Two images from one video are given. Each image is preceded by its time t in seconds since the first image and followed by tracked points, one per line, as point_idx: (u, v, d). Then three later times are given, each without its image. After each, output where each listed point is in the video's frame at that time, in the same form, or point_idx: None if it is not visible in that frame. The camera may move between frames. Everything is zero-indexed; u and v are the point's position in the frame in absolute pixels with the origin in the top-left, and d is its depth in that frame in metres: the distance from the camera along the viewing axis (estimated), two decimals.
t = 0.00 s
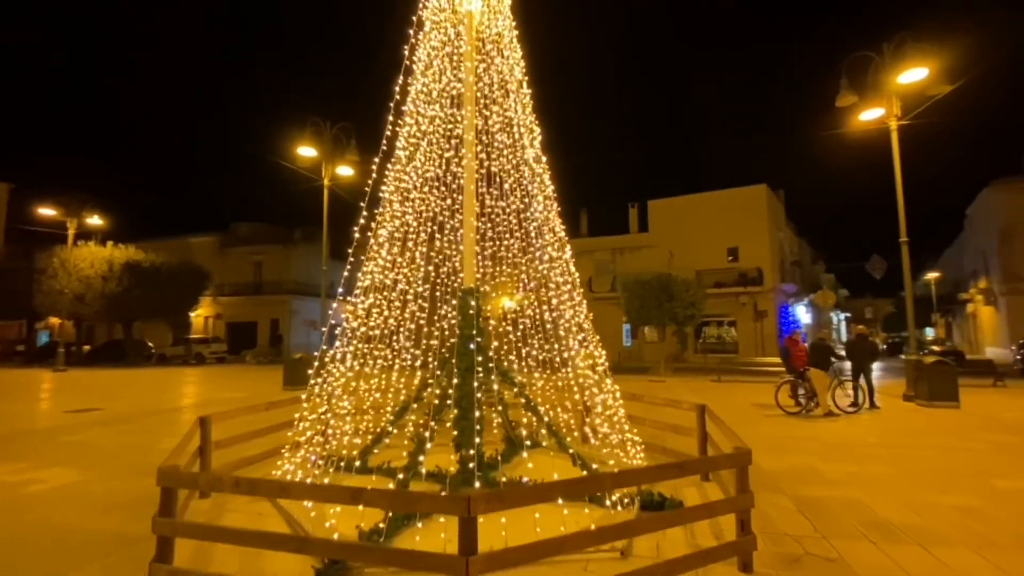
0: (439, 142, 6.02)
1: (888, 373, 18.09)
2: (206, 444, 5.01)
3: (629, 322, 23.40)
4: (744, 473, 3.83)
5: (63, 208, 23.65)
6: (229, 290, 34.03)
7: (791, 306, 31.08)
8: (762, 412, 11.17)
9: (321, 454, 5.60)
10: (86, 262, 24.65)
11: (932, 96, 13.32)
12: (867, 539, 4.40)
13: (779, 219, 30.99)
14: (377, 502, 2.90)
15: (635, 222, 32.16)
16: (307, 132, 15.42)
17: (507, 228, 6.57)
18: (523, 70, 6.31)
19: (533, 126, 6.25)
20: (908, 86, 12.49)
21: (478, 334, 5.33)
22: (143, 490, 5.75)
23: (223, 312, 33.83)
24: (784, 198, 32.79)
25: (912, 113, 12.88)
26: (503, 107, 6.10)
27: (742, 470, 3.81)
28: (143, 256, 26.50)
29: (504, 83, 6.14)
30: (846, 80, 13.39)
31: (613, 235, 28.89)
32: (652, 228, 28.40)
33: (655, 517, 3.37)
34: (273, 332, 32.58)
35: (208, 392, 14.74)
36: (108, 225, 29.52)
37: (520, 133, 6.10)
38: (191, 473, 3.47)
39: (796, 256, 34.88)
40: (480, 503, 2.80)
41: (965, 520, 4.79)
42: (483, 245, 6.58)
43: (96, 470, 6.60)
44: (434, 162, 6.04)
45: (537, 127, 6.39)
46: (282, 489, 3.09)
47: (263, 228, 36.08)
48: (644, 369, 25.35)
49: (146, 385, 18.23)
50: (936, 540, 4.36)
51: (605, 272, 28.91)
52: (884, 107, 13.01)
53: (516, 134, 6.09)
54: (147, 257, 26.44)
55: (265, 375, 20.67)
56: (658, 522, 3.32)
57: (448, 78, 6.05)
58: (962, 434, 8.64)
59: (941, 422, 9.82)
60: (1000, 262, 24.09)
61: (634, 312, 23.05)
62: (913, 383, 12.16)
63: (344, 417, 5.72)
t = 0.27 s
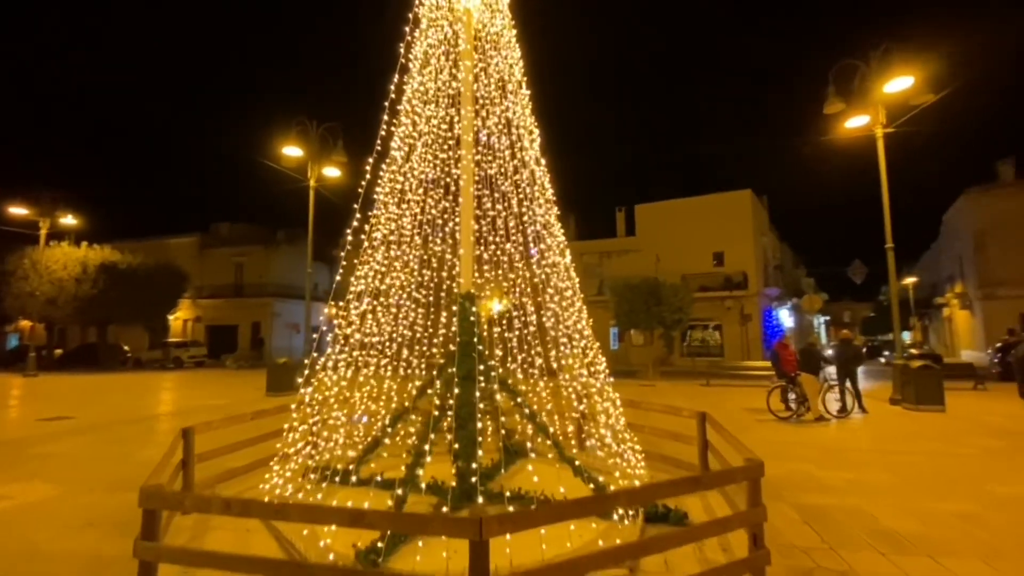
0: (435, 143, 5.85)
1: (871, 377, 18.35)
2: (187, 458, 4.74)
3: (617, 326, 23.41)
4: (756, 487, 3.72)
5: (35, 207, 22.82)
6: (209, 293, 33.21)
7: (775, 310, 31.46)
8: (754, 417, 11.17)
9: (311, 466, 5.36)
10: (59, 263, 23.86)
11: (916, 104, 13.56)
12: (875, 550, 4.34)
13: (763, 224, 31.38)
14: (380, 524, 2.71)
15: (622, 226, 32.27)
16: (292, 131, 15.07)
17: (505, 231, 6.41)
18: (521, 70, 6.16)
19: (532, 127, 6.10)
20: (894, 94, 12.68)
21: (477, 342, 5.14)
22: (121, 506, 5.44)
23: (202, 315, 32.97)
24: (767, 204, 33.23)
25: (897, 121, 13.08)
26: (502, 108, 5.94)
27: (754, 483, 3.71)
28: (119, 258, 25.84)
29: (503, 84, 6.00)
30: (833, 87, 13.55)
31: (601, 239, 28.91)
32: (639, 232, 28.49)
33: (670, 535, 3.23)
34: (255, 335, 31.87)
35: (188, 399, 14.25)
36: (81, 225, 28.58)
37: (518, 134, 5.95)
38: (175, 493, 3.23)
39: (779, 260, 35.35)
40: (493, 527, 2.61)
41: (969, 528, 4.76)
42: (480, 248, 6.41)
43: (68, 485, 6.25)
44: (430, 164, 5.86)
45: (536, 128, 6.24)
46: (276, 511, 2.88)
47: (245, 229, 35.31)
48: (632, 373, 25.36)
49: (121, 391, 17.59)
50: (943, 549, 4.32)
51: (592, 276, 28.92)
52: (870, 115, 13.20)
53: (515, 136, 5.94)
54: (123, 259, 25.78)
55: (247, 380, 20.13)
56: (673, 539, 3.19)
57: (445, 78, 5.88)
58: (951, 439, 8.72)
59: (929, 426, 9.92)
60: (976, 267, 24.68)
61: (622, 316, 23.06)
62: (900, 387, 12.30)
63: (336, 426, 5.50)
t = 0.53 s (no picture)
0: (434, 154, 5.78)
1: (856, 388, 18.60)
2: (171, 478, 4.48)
3: (606, 337, 23.41)
4: (769, 506, 3.65)
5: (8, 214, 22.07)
6: (190, 302, 32.42)
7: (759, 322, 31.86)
8: (745, 430, 11.18)
9: (305, 486, 5.15)
10: (32, 272, 23.04)
11: (897, 122, 13.92)
12: (884, 567, 4.30)
13: (747, 237, 31.86)
14: (390, 554, 2.56)
15: (610, 237, 32.46)
16: (281, 140, 14.88)
17: (506, 243, 6.30)
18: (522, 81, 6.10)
19: (533, 138, 6.03)
20: (877, 112, 13.00)
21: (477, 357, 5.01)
22: (101, 530, 5.15)
23: (181, 326, 32.13)
24: (750, 216, 33.77)
25: (881, 137, 13.40)
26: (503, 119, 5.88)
27: (767, 503, 3.63)
28: (97, 266, 25.06)
29: (503, 95, 5.96)
30: (819, 104, 13.85)
31: (588, 250, 29.01)
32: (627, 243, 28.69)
33: (687, 557, 3.14)
34: (236, 346, 31.14)
35: (168, 412, 13.78)
36: (56, 232, 27.75)
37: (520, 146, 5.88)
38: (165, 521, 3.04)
39: (763, 272, 35.88)
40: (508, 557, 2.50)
41: (972, 543, 4.75)
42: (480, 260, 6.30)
43: (44, 507, 5.92)
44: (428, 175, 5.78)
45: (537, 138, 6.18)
46: (279, 541, 2.71)
47: (227, 238, 34.68)
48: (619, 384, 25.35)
49: (95, 404, 16.94)
50: (949, 566, 4.29)
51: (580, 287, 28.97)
52: (854, 131, 13.52)
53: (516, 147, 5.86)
54: (101, 268, 25.00)
55: (229, 392, 19.59)
56: (691, 564, 3.08)
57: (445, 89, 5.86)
58: (942, 450, 8.81)
59: (918, 437, 10.01)
60: (953, 281, 25.31)
61: (611, 328, 23.09)
62: (887, 399, 12.46)
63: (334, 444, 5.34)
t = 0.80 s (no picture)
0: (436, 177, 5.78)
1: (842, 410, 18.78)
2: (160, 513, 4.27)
3: (595, 358, 23.36)
4: (785, 536, 3.60)
5: None
6: (169, 322, 31.62)
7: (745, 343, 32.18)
8: (740, 453, 11.14)
9: (302, 518, 4.97)
10: (5, 290, 22.29)
11: (877, 151, 14.43)
12: None
13: (732, 260, 32.39)
14: None
15: (597, 259, 32.72)
16: (271, 159, 14.80)
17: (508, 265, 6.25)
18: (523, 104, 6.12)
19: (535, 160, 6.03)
20: (858, 141, 13.45)
21: (476, 382, 4.91)
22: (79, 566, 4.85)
23: (160, 346, 31.23)
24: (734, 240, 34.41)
25: (863, 165, 13.82)
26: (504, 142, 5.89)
27: (782, 531, 3.58)
28: (74, 284, 24.55)
29: (504, 120, 5.99)
30: (802, 133, 14.28)
31: (576, 272, 29.15)
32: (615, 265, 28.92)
33: None
34: (217, 367, 30.35)
35: (145, 437, 13.25)
36: (33, 249, 26.96)
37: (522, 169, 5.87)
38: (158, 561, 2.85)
39: (747, 294, 36.40)
40: None
41: (979, 569, 4.74)
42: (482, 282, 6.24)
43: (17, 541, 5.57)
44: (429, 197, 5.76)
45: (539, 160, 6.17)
46: None
47: (211, 256, 34.11)
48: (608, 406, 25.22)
49: (67, 428, 16.24)
50: None
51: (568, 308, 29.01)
52: (836, 159, 13.94)
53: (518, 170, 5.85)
54: (78, 286, 24.46)
55: (209, 416, 18.98)
56: None
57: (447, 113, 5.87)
58: (934, 472, 8.88)
59: (910, 459, 10.10)
60: (931, 304, 25.98)
61: (600, 349, 23.06)
62: (876, 421, 12.57)
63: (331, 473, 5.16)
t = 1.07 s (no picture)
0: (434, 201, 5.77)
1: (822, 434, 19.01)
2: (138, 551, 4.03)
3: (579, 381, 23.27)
4: (792, 567, 3.57)
5: None
6: (140, 342, 30.53)
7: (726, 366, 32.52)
8: (728, 478, 11.12)
9: (292, 554, 4.76)
10: None
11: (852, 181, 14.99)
12: None
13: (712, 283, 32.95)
14: None
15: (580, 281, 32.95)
16: (256, 178, 14.62)
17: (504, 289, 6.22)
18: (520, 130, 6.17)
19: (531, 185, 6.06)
20: (835, 172, 13.96)
21: (475, 410, 4.81)
22: None
23: (129, 368, 30.06)
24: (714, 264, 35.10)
25: (839, 195, 14.31)
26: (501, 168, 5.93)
27: (791, 563, 3.55)
28: (42, 302, 24.39)
29: (502, 144, 6.07)
30: (782, 162, 14.77)
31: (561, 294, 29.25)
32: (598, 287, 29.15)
33: None
34: (189, 390, 29.30)
35: (112, 465, 12.58)
36: None
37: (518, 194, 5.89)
38: None
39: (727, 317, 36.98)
40: None
41: None
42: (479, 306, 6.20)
43: None
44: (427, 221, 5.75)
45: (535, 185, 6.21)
46: None
47: (187, 275, 33.28)
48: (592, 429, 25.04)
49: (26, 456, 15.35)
50: None
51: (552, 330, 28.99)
52: (814, 188, 14.42)
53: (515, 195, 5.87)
54: (47, 304, 24.31)
55: (181, 441, 18.22)
56: None
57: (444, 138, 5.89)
58: (919, 497, 8.99)
59: (894, 483, 10.23)
60: (903, 328, 26.78)
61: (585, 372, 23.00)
62: (859, 444, 12.74)
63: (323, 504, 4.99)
